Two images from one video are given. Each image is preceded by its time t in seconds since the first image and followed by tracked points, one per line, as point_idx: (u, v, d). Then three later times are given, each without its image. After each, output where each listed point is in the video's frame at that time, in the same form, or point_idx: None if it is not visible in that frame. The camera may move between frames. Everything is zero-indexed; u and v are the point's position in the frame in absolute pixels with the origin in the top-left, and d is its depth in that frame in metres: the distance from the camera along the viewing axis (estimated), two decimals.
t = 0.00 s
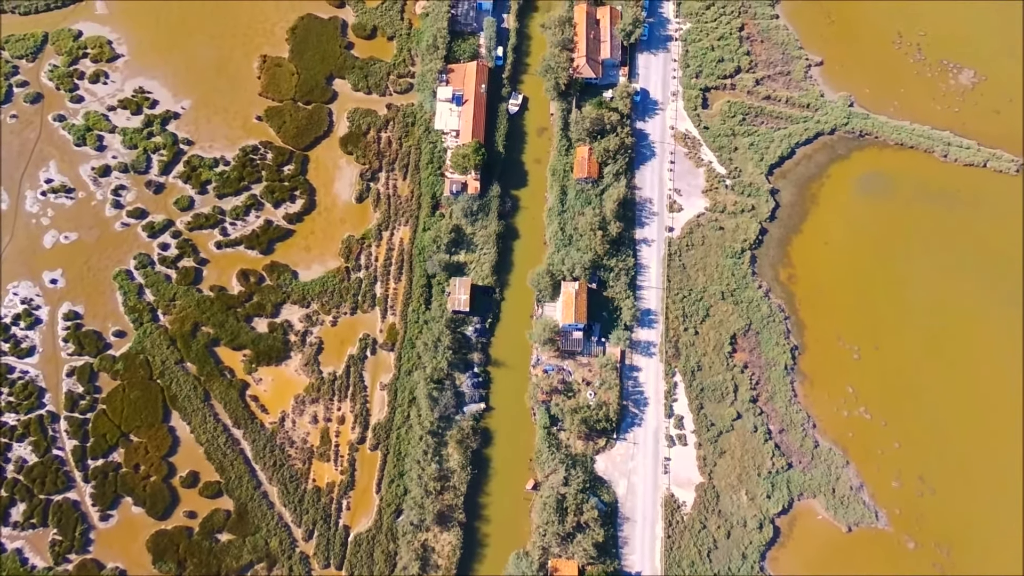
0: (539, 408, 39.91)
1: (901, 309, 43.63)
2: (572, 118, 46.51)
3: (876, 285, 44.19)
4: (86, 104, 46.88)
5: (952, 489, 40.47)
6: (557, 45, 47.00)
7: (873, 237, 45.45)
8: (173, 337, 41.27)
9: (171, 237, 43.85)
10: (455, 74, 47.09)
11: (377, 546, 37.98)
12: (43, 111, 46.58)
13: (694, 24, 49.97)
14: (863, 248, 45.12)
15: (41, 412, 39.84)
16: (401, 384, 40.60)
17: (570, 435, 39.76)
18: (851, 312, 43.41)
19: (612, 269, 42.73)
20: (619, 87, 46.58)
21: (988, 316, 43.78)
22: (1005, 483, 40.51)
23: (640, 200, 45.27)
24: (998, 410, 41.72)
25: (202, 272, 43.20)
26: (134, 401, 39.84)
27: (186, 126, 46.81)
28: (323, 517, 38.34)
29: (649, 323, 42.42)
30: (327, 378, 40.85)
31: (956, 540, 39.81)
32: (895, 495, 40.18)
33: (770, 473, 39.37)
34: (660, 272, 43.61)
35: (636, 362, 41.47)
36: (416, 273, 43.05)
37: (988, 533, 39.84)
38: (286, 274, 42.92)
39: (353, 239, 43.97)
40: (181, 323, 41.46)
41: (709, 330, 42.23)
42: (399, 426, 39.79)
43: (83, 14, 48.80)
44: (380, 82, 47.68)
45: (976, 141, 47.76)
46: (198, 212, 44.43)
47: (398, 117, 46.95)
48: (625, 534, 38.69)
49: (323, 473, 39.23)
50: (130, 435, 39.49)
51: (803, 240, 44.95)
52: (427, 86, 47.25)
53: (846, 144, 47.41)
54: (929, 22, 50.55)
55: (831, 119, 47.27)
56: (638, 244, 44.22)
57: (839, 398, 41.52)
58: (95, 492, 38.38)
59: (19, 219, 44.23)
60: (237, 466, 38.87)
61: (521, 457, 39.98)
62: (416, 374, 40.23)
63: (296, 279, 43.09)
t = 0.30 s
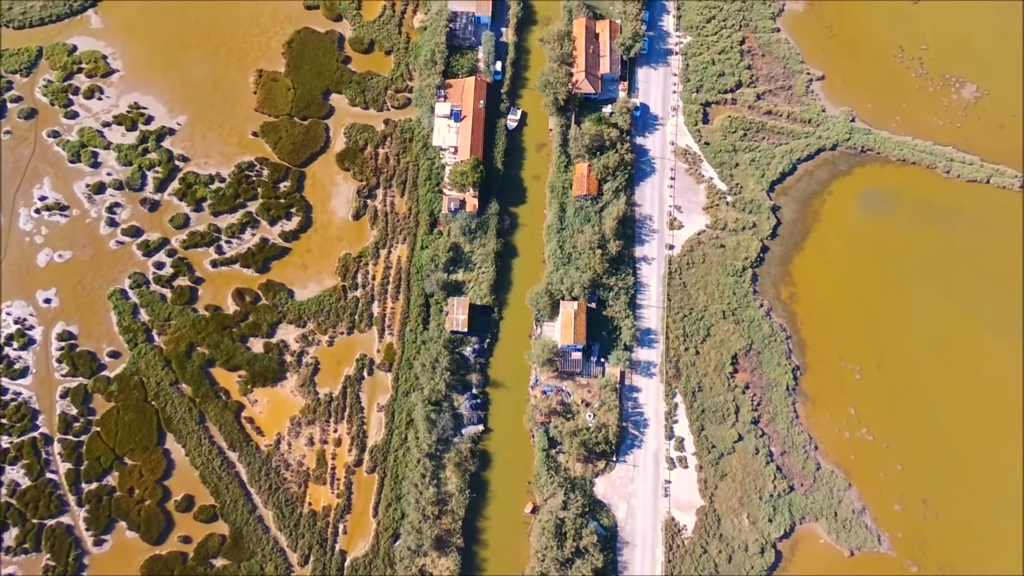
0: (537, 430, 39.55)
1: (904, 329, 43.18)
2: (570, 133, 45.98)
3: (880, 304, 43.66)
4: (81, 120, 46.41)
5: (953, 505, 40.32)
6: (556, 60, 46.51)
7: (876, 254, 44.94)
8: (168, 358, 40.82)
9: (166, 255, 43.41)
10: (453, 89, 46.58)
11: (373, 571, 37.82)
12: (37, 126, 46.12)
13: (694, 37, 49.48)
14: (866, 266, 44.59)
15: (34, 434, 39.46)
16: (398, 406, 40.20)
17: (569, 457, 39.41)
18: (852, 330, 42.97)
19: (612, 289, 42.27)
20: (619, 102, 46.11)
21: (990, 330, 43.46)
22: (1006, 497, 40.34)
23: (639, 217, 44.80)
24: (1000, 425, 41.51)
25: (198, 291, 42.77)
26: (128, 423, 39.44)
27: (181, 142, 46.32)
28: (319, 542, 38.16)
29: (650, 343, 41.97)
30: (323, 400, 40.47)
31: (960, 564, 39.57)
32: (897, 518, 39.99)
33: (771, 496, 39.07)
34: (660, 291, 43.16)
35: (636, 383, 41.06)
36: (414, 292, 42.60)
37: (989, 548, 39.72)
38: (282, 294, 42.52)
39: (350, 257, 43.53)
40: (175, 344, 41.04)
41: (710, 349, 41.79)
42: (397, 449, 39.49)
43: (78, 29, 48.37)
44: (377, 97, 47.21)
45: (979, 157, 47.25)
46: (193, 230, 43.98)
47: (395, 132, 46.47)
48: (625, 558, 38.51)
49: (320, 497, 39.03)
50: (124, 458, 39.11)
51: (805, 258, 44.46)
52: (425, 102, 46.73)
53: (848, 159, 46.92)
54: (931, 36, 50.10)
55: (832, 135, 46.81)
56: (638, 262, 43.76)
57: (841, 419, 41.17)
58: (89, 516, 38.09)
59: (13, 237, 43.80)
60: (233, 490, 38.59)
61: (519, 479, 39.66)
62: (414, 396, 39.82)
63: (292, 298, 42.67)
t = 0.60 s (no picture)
0: (536, 453, 39.18)
1: (907, 349, 42.89)
2: (570, 150, 45.50)
3: (882, 324, 43.43)
4: (75, 136, 45.93)
5: (955, 515, 40.26)
6: (555, 75, 45.99)
7: (878, 273, 44.65)
8: (163, 380, 40.35)
9: (161, 274, 42.96)
10: (451, 105, 46.13)
11: None
12: (32, 143, 45.65)
13: (695, 52, 49.04)
14: (868, 285, 44.32)
15: (27, 457, 39.04)
16: (396, 428, 39.78)
17: (569, 481, 39.06)
18: (853, 350, 42.74)
19: (612, 308, 41.82)
20: (619, 119, 45.65)
21: (991, 337, 43.10)
22: (1010, 503, 40.19)
23: (639, 235, 44.36)
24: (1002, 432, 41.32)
25: (193, 311, 42.33)
26: (122, 446, 39.01)
27: (176, 159, 45.85)
28: (316, 567, 37.88)
29: (650, 364, 41.53)
30: (319, 422, 40.06)
31: None
32: (901, 542, 39.74)
33: (773, 520, 38.74)
34: (660, 310, 42.72)
35: (636, 404, 40.67)
36: (412, 311, 42.16)
37: (994, 557, 39.55)
38: (278, 314, 42.07)
39: (347, 276, 43.08)
40: (170, 365, 40.59)
41: (711, 370, 41.37)
42: (394, 472, 39.11)
43: (73, 43, 47.92)
44: (375, 113, 46.71)
45: (983, 173, 46.82)
46: (188, 249, 43.52)
47: (393, 149, 46.00)
48: None
49: (316, 521, 38.70)
50: (118, 482, 38.69)
51: (807, 277, 44.12)
52: (423, 118, 46.28)
53: (850, 176, 46.48)
54: (934, 50, 49.66)
55: (834, 151, 46.36)
56: (638, 281, 43.32)
57: (843, 441, 41.00)
58: (82, 541, 37.70)
59: (7, 256, 43.38)
60: (228, 514, 38.21)
61: (518, 503, 39.32)
62: (411, 418, 39.37)
63: (289, 318, 42.23)
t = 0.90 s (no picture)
0: (535, 477, 38.78)
1: (910, 370, 42.61)
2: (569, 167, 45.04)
3: (885, 345, 43.06)
4: (69, 152, 45.39)
5: (955, 517, 40.36)
6: (555, 91, 45.44)
7: (881, 292, 44.23)
8: (157, 402, 39.88)
9: (155, 294, 42.49)
10: (449, 121, 45.64)
11: None
12: (26, 160, 45.11)
13: (695, 66, 48.60)
14: (871, 305, 43.89)
15: (20, 481, 38.60)
16: (393, 451, 39.37)
17: (568, 505, 38.69)
18: (856, 370, 42.43)
19: (612, 328, 41.34)
20: (619, 135, 45.17)
21: (991, 342, 43.15)
22: (1010, 502, 40.39)
23: (639, 253, 43.90)
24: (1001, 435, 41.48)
25: (188, 331, 41.84)
26: (116, 469, 38.58)
27: (172, 176, 45.37)
28: None
29: (650, 385, 41.08)
30: (316, 445, 39.64)
31: None
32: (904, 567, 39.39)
33: (775, 545, 38.31)
34: (660, 330, 42.27)
35: (636, 427, 40.24)
36: (409, 332, 41.69)
37: (995, 557, 39.62)
38: (274, 334, 41.59)
39: (344, 295, 42.60)
40: (165, 387, 40.11)
41: (712, 392, 40.94)
42: (391, 496, 38.71)
43: (68, 58, 47.42)
44: (372, 129, 46.25)
45: (986, 190, 46.37)
46: (184, 268, 43.04)
47: (391, 166, 45.55)
48: None
49: (312, 546, 38.32)
50: (112, 506, 38.36)
51: (809, 296, 43.68)
52: (421, 134, 45.83)
53: (852, 192, 46.03)
54: (937, 64, 49.22)
55: (836, 168, 45.92)
56: (638, 300, 42.87)
57: (845, 464, 40.73)
58: (76, 567, 37.29)
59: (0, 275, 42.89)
60: (223, 539, 37.81)
61: (516, 526, 39.03)
62: (409, 441, 38.95)
63: (285, 338, 41.75)
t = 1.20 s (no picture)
0: (534, 502, 38.40)
1: (912, 390, 42.25)
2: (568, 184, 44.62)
3: (886, 365, 42.67)
4: (64, 169, 44.87)
5: (955, 517, 40.29)
6: (555, 107, 44.89)
7: (883, 312, 43.78)
8: (152, 424, 39.49)
9: (150, 313, 42.04)
10: (447, 137, 45.11)
11: None
12: (19, 177, 44.60)
13: (696, 81, 48.13)
14: (872, 324, 43.48)
15: (13, 506, 38.22)
16: (390, 475, 39.06)
17: (568, 530, 38.37)
18: (858, 390, 42.05)
19: (611, 349, 40.88)
20: (619, 152, 44.71)
21: (991, 348, 42.96)
22: (1011, 504, 40.18)
23: (640, 272, 43.43)
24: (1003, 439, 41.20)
25: (183, 352, 41.40)
26: (110, 493, 38.22)
27: (167, 194, 44.88)
28: None
29: (650, 407, 40.67)
30: (312, 468, 39.31)
31: None
32: None
33: (777, 570, 37.92)
34: (661, 351, 41.81)
35: (636, 449, 39.88)
36: (407, 353, 41.24)
37: (996, 559, 39.47)
38: (270, 355, 41.19)
39: (341, 315, 42.16)
40: (160, 410, 39.71)
41: (712, 414, 40.55)
42: (388, 521, 38.41)
43: (63, 74, 46.95)
44: (370, 145, 45.77)
45: (989, 207, 45.92)
46: (179, 287, 42.57)
47: (388, 183, 45.06)
48: None
49: (308, 571, 38.02)
50: (106, 531, 38.01)
51: (810, 317, 43.23)
52: (419, 151, 45.37)
53: (854, 210, 45.55)
54: (940, 79, 48.71)
55: (838, 185, 45.42)
56: (639, 320, 42.41)
57: (847, 486, 40.40)
58: None
59: None
60: (219, 565, 37.51)
61: (515, 550, 38.68)
62: (406, 465, 38.56)
63: (281, 359, 41.34)
